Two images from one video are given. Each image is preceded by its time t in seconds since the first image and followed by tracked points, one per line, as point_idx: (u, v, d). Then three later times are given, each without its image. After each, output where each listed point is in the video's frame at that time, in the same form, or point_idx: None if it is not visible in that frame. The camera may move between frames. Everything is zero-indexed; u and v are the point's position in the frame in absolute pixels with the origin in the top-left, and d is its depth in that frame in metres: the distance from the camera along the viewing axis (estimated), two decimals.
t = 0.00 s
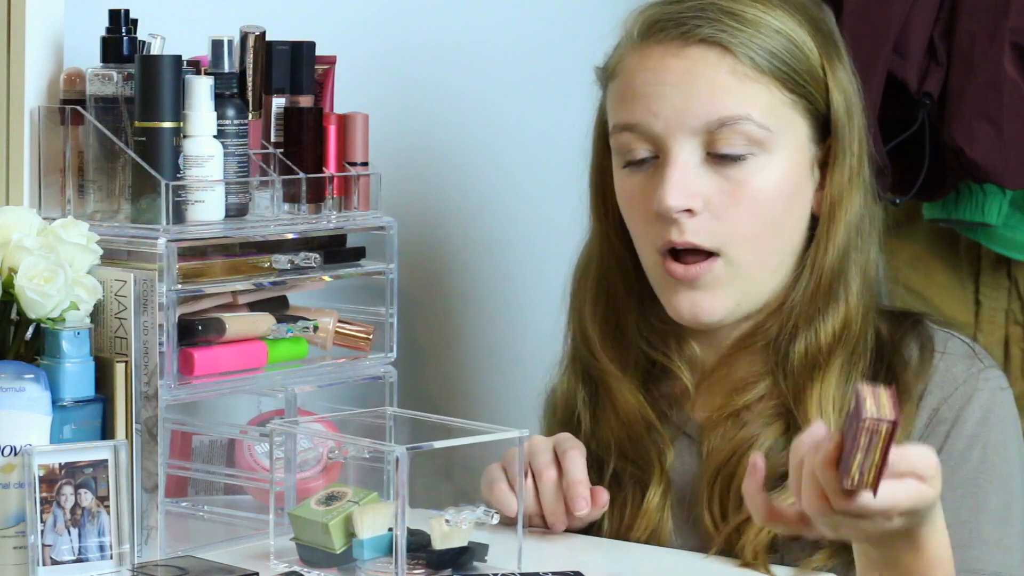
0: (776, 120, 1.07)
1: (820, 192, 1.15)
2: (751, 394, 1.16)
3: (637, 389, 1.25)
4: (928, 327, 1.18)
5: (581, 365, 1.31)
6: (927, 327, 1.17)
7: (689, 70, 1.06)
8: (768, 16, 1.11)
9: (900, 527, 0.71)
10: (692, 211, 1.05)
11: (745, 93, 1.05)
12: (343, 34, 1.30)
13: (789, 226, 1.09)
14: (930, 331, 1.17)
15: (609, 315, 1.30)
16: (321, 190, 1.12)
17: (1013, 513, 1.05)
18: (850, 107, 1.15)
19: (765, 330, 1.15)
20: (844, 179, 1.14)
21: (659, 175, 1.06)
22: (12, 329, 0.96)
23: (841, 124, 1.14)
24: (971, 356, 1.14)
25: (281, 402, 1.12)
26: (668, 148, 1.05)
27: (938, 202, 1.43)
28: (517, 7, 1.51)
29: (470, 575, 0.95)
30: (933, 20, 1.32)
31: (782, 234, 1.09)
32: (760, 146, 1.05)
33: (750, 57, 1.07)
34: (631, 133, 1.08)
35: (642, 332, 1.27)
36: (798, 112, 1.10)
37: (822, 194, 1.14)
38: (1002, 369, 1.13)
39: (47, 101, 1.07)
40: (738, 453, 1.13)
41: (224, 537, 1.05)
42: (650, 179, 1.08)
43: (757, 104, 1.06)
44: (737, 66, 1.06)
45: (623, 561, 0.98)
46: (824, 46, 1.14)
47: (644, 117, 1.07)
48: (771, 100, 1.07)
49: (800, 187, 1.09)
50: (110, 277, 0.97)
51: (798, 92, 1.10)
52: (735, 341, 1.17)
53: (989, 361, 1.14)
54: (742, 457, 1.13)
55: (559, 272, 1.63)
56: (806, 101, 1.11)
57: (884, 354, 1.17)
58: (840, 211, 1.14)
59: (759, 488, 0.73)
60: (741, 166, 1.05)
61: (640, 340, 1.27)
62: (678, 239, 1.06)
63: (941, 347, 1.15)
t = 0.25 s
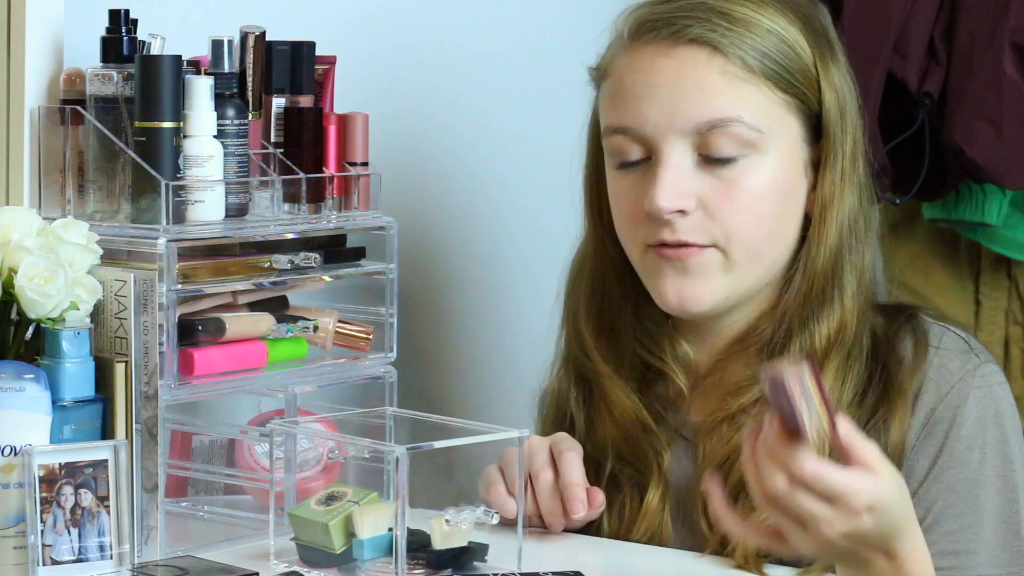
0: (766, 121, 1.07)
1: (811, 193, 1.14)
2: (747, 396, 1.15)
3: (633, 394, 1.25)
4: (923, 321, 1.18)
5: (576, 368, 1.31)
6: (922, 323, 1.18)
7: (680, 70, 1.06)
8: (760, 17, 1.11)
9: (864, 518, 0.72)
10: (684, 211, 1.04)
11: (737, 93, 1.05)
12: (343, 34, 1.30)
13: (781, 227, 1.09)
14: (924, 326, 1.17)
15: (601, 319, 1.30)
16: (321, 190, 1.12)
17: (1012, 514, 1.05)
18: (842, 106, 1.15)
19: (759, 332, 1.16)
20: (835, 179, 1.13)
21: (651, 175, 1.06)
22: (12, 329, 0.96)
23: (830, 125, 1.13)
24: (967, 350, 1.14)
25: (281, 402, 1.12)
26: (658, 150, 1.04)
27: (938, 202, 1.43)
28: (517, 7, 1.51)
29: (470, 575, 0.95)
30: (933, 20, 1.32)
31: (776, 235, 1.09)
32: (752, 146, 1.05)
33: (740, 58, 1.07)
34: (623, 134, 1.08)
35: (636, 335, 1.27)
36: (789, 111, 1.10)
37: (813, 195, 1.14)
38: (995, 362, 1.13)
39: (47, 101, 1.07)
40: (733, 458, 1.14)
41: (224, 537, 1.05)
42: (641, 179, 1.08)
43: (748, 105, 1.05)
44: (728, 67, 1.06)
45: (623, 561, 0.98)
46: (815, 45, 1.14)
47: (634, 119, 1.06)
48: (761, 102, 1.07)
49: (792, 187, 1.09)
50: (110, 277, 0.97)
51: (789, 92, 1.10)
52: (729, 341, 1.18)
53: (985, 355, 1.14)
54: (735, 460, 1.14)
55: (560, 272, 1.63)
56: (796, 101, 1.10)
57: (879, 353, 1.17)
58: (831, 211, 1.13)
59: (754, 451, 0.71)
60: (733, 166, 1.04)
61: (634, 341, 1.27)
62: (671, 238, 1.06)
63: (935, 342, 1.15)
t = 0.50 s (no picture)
0: (771, 118, 1.08)
1: (809, 196, 1.15)
2: (742, 403, 1.15)
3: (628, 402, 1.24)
4: (918, 322, 1.19)
5: (565, 380, 1.30)
6: (916, 324, 1.19)
7: (688, 64, 1.06)
8: (759, 11, 1.10)
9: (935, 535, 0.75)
10: (690, 208, 1.04)
11: (742, 90, 1.06)
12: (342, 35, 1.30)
13: (781, 226, 1.10)
14: (920, 326, 1.18)
15: (586, 331, 1.30)
16: (321, 190, 1.12)
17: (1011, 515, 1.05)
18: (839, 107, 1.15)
19: (755, 338, 1.15)
20: (833, 181, 1.14)
21: (655, 172, 1.06)
22: (12, 329, 0.96)
23: (830, 125, 1.13)
24: (964, 350, 1.15)
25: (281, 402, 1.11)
26: (664, 146, 1.06)
27: (938, 202, 1.43)
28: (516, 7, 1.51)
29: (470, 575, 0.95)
30: (933, 20, 1.32)
31: (777, 232, 1.09)
32: (756, 143, 1.06)
33: (747, 53, 1.07)
34: (623, 130, 1.09)
35: (624, 345, 1.27)
36: (792, 109, 1.10)
37: (811, 196, 1.15)
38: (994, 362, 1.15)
39: (48, 101, 1.07)
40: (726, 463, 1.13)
41: (224, 538, 1.05)
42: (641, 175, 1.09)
43: (754, 102, 1.06)
44: (735, 62, 1.06)
45: (622, 561, 0.98)
46: (814, 46, 1.13)
47: (640, 115, 1.07)
48: (767, 100, 1.07)
49: (793, 188, 1.10)
50: (110, 277, 0.97)
51: (792, 89, 1.10)
52: (722, 348, 1.17)
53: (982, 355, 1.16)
54: (732, 461, 1.13)
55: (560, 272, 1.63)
56: (798, 100, 1.11)
57: (872, 352, 1.17)
58: (828, 215, 1.14)
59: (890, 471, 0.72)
60: (739, 164, 1.05)
61: (621, 352, 1.27)
62: (674, 236, 1.06)
63: (931, 342, 1.17)
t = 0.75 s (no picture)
0: (733, 135, 1.06)
1: (776, 203, 1.13)
2: (734, 416, 1.13)
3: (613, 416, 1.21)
4: (916, 337, 1.19)
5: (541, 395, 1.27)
6: (914, 337, 1.19)
7: (642, 88, 1.03)
8: (716, 25, 1.07)
9: None
10: (655, 233, 1.03)
11: (700, 109, 1.04)
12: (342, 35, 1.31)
13: (751, 241, 1.09)
14: (919, 342, 1.18)
15: (565, 333, 1.27)
16: (321, 190, 1.12)
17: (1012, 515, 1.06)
18: (804, 111, 1.12)
19: (738, 351, 1.14)
20: (800, 189, 1.12)
21: (618, 194, 1.04)
22: (12, 329, 0.96)
23: (792, 129, 1.11)
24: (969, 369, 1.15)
25: (281, 402, 1.11)
26: (626, 171, 1.03)
27: (938, 202, 1.43)
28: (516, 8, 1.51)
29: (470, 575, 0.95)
30: (933, 20, 1.32)
31: (747, 248, 1.08)
32: (719, 161, 1.05)
33: (704, 71, 1.04)
34: (584, 155, 1.07)
35: (602, 358, 1.24)
36: (754, 122, 1.08)
37: (779, 207, 1.13)
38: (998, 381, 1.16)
39: (48, 101, 1.07)
40: (721, 475, 1.11)
41: (225, 537, 1.05)
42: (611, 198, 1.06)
43: (713, 119, 1.04)
44: (691, 81, 1.04)
45: (621, 562, 0.98)
46: (769, 51, 1.10)
47: (601, 142, 1.04)
48: (725, 114, 1.05)
49: (758, 203, 1.09)
50: (110, 277, 0.97)
51: (754, 103, 1.08)
52: (710, 360, 1.16)
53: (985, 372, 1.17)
54: (729, 472, 1.11)
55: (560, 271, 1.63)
56: (759, 110, 1.09)
57: (871, 370, 1.16)
58: (798, 224, 1.12)
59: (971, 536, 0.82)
60: (701, 185, 1.03)
61: (604, 366, 1.24)
62: (644, 264, 1.05)
63: (934, 361, 1.16)
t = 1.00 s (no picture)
0: (745, 134, 1.06)
1: (781, 201, 1.12)
2: (729, 413, 1.13)
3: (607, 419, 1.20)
4: (913, 342, 1.17)
5: (536, 408, 1.25)
6: (912, 341, 1.17)
7: (656, 91, 1.03)
8: (719, 25, 1.07)
9: None
10: (678, 236, 1.02)
11: (713, 109, 1.04)
12: (342, 35, 1.31)
13: (764, 241, 1.09)
14: (917, 347, 1.16)
15: (563, 342, 1.26)
16: (321, 190, 1.12)
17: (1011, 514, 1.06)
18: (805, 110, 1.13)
19: (738, 349, 1.14)
20: (801, 185, 1.11)
21: (637, 201, 1.04)
22: (12, 329, 0.96)
23: (797, 129, 1.11)
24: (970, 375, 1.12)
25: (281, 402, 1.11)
26: (642, 175, 1.03)
27: (938, 202, 1.43)
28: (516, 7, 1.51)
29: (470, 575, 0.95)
30: (933, 20, 1.32)
31: (761, 248, 1.09)
32: (734, 161, 1.05)
33: (714, 71, 1.05)
34: (595, 162, 1.06)
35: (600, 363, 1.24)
36: (761, 122, 1.09)
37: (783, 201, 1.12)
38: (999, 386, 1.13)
39: (48, 101, 1.06)
40: (716, 472, 1.11)
41: (224, 538, 1.05)
42: (625, 206, 1.05)
43: (726, 119, 1.04)
44: (703, 81, 1.04)
45: (621, 562, 0.98)
46: (770, 51, 1.11)
47: (615, 147, 1.04)
48: (737, 113, 1.06)
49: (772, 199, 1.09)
50: (110, 277, 0.97)
51: (760, 101, 1.08)
52: (710, 358, 1.16)
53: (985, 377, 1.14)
54: (721, 469, 1.11)
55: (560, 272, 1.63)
56: (765, 109, 1.09)
57: (864, 369, 1.14)
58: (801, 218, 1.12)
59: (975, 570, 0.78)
60: (718, 185, 1.04)
61: (599, 371, 1.24)
62: (665, 266, 1.03)
63: (933, 367, 1.14)
